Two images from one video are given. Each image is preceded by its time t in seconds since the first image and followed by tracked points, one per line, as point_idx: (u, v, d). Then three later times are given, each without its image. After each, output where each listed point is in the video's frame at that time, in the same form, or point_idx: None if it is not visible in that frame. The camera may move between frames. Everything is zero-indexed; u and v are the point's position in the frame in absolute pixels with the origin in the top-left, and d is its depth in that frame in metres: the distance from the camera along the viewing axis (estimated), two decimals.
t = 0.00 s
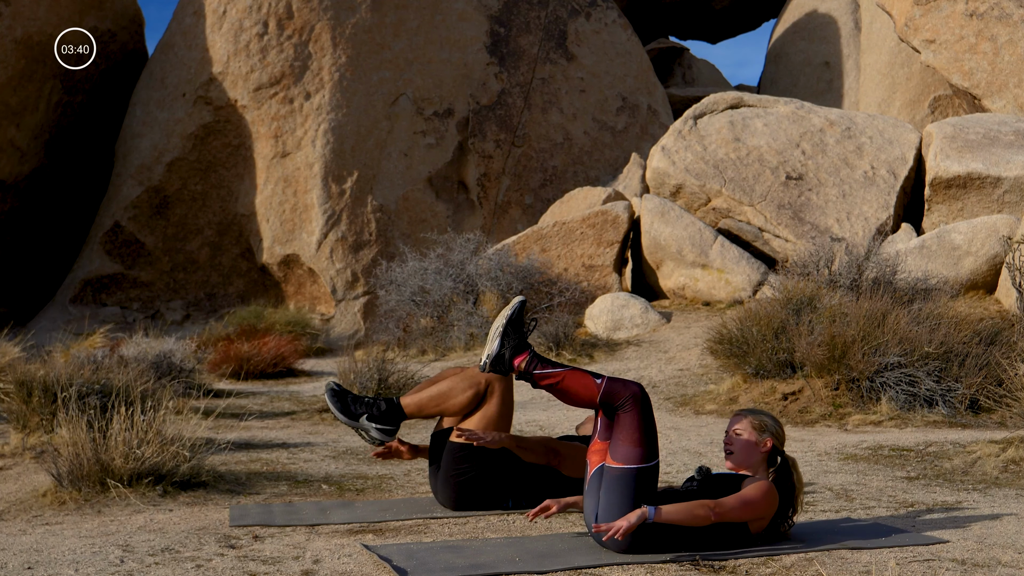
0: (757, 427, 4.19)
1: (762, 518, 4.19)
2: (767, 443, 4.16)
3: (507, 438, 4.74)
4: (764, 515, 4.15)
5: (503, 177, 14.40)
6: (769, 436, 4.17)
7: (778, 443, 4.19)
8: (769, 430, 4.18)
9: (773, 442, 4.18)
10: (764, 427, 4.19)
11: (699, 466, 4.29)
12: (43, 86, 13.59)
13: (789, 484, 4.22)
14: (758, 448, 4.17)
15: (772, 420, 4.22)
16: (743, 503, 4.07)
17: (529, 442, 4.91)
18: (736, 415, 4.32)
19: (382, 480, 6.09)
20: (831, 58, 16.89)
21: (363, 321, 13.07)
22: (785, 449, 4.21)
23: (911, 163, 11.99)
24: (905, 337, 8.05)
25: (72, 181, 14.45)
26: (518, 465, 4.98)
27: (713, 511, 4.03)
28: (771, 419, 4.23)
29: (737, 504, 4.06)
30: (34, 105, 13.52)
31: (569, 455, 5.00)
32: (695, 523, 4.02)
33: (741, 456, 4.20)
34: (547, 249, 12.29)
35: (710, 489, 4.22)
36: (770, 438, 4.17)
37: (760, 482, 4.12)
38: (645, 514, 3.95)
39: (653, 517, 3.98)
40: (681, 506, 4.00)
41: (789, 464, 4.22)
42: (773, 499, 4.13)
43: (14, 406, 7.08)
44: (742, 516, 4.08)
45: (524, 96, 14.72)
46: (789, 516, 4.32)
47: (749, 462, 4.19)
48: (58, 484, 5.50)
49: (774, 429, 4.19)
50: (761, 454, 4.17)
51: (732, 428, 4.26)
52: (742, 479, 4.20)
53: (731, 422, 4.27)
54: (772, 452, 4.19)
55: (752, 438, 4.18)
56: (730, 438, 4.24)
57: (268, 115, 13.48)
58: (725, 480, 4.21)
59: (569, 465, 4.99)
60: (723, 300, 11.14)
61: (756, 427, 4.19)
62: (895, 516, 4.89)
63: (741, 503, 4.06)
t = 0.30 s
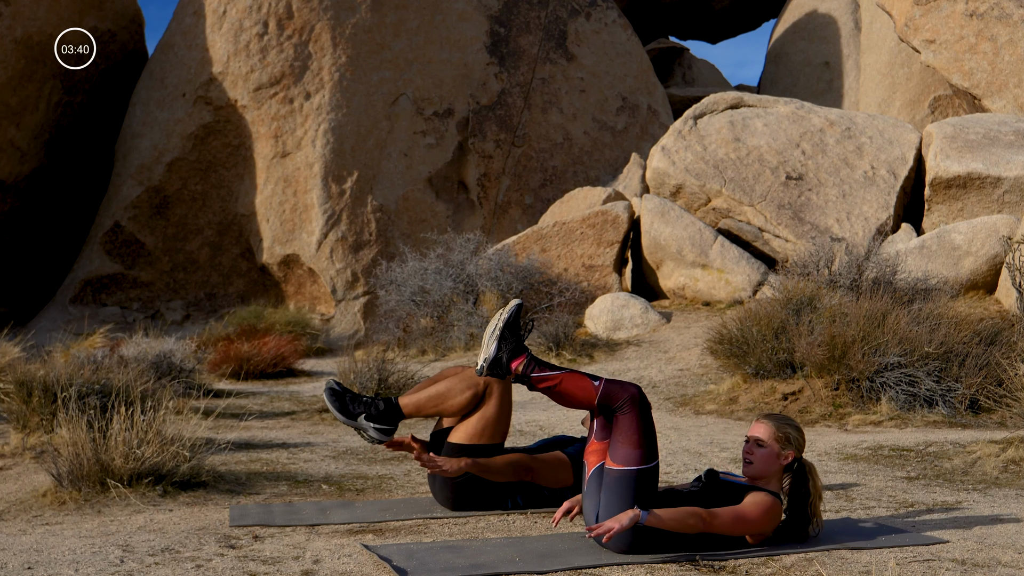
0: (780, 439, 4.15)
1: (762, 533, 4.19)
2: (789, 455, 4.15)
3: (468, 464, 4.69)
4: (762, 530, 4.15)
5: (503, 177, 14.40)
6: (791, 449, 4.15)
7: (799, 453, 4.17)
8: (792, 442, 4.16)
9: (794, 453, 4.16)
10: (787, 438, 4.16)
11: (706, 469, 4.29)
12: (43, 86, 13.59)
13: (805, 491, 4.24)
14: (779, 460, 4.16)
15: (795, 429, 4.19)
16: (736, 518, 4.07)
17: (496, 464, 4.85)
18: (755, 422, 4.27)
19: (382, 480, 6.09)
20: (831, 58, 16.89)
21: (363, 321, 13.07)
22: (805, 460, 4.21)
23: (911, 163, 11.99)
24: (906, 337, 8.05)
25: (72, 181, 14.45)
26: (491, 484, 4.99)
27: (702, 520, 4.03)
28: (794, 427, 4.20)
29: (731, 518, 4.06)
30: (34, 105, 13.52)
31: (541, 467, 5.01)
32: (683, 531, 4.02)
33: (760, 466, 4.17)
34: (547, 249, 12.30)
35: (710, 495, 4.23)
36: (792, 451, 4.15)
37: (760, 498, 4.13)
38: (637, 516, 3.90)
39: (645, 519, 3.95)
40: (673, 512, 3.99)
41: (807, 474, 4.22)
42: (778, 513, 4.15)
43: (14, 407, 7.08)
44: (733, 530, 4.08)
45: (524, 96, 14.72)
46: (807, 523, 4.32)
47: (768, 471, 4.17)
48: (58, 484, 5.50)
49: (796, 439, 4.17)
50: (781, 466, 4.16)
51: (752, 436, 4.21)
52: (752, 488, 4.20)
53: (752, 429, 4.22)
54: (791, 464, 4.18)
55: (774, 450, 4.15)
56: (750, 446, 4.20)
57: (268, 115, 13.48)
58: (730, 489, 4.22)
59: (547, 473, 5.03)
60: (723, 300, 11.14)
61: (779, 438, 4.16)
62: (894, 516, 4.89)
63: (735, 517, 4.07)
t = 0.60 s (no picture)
0: (780, 436, 4.16)
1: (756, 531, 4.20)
2: (789, 452, 4.18)
3: (449, 473, 4.71)
4: (755, 529, 4.17)
5: (503, 177, 14.40)
6: (791, 445, 4.17)
7: (799, 448, 4.20)
8: (791, 439, 4.17)
9: (794, 450, 4.19)
10: (787, 435, 4.17)
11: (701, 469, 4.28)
12: (43, 86, 13.59)
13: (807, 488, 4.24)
14: (779, 457, 4.18)
15: (794, 425, 4.19)
16: (726, 516, 4.11)
17: (480, 474, 4.83)
18: (755, 417, 4.29)
19: (381, 480, 6.09)
20: (831, 58, 16.89)
21: (363, 321, 13.07)
22: (804, 453, 4.24)
23: (911, 163, 11.99)
24: (905, 337, 8.05)
25: (72, 181, 14.45)
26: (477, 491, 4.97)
27: (687, 511, 4.04)
28: (794, 423, 4.20)
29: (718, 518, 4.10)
30: (34, 105, 13.52)
31: (528, 475, 4.98)
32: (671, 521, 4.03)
33: (760, 464, 4.19)
34: (547, 249, 12.30)
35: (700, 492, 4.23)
36: (792, 447, 4.17)
37: (751, 498, 4.14)
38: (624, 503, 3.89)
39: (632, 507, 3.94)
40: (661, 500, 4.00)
41: (807, 466, 4.26)
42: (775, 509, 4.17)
43: (14, 406, 7.08)
44: (723, 526, 4.12)
45: (524, 96, 14.72)
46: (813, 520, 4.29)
47: (769, 468, 4.20)
48: (58, 484, 5.50)
49: (796, 435, 4.18)
50: (781, 462, 4.19)
51: (752, 433, 4.22)
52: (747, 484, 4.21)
53: (752, 425, 4.23)
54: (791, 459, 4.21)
55: (774, 447, 4.17)
56: (750, 442, 4.22)
57: (268, 115, 13.48)
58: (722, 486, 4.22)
59: (534, 481, 5.00)
60: (723, 300, 11.14)
61: (779, 435, 4.16)
62: (895, 516, 4.89)
63: (723, 515, 4.11)
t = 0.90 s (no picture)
0: (776, 432, 4.16)
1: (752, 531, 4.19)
2: (785, 448, 4.17)
3: (456, 477, 4.71)
4: (750, 529, 4.16)
5: (503, 177, 14.40)
6: (787, 441, 4.16)
7: (795, 445, 4.19)
8: (788, 434, 4.16)
9: (790, 446, 4.18)
10: (783, 430, 4.17)
11: (697, 469, 4.26)
12: (43, 86, 13.59)
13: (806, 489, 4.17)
14: (776, 453, 4.18)
15: (791, 421, 4.19)
16: (720, 515, 4.09)
17: (487, 477, 4.83)
18: (752, 415, 4.30)
19: (382, 480, 6.09)
20: (831, 57, 16.89)
21: (363, 321, 13.07)
22: (802, 450, 4.21)
23: (911, 163, 11.99)
24: (905, 337, 8.05)
25: (72, 181, 14.45)
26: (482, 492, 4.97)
27: (680, 511, 4.03)
28: (790, 419, 4.20)
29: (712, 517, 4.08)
30: (34, 105, 13.52)
31: (535, 478, 4.95)
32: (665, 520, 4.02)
33: (757, 461, 4.19)
34: (547, 249, 12.30)
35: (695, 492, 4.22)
36: (789, 443, 4.16)
37: (747, 496, 4.12)
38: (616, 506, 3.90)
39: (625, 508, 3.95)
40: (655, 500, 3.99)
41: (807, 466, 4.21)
42: (771, 508, 4.14)
43: (14, 406, 7.09)
44: (716, 526, 4.10)
45: (524, 96, 14.72)
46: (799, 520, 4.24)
47: (767, 466, 4.19)
48: (58, 484, 5.50)
49: (792, 431, 4.17)
50: (778, 459, 4.18)
51: (749, 430, 4.23)
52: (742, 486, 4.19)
53: (748, 422, 4.25)
54: (789, 456, 4.20)
55: (770, 443, 4.17)
56: (746, 440, 4.22)
57: (268, 115, 13.48)
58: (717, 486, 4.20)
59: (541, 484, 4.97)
60: (723, 300, 11.14)
61: (775, 430, 4.17)
62: (894, 516, 4.89)
63: (718, 513, 4.09)
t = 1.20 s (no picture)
0: (779, 437, 4.15)
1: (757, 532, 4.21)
2: (787, 453, 4.13)
3: (465, 465, 4.76)
4: (756, 530, 4.19)
5: (503, 177, 14.39)
6: (790, 446, 4.13)
7: (799, 450, 4.15)
8: (791, 439, 4.14)
9: (794, 451, 4.15)
10: (787, 435, 4.15)
11: (703, 469, 4.26)
12: (43, 86, 13.59)
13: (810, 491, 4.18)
14: (778, 457, 4.14)
15: (795, 426, 4.17)
16: (727, 517, 4.12)
17: (496, 466, 4.89)
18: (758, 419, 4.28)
19: (381, 480, 6.09)
20: (831, 57, 16.89)
21: (363, 321, 13.07)
22: (807, 455, 4.18)
23: (911, 163, 11.99)
24: (905, 337, 8.05)
25: (72, 181, 14.45)
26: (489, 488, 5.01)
27: (686, 513, 4.05)
28: (795, 425, 4.19)
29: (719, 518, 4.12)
30: (34, 105, 13.51)
31: (542, 469, 5.03)
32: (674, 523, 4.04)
33: (760, 464, 4.16)
34: (547, 249, 12.29)
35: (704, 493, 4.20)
36: (792, 448, 4.13)
37: (754, 498, 4.14)
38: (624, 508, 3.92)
39: (633, 512, 3.96)
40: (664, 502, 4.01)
41: (810, 471, 4.19)
42: (774, 511, 4.16)
43: (14, 406, 7.09)
44: (724, 528, 4.14)
45: (524, 96, 14.72)
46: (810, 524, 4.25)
47: (769, 470, 4.16)
48: (58, 484, 5.50)
49: (796, 437, 4.15)
50: (781, 463, 4.14)
51: (753, 434, 4.21)
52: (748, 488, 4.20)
53: (753, 426, 4.23)
54: (792, 460, 4.16)
55: (773, 447, 4.14)
56: (751, 444, 4.20)
57: (268, 115, 13.48)
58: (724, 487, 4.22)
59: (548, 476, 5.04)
60: (723, 300, 11.14)
61: (779, 435, 4.15)
62: (894, 516, 4.89)
63: (725, 515, 4.12)
